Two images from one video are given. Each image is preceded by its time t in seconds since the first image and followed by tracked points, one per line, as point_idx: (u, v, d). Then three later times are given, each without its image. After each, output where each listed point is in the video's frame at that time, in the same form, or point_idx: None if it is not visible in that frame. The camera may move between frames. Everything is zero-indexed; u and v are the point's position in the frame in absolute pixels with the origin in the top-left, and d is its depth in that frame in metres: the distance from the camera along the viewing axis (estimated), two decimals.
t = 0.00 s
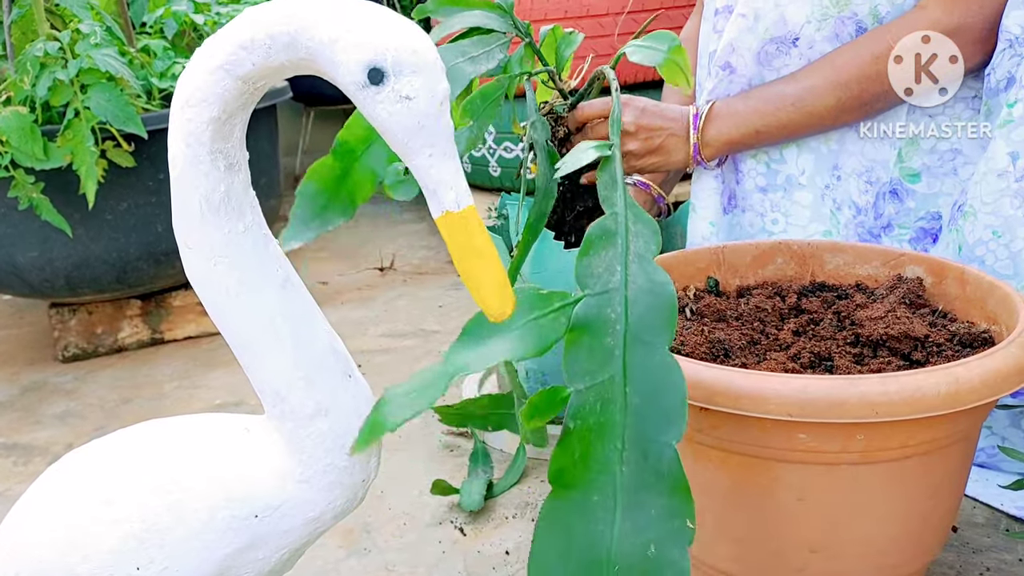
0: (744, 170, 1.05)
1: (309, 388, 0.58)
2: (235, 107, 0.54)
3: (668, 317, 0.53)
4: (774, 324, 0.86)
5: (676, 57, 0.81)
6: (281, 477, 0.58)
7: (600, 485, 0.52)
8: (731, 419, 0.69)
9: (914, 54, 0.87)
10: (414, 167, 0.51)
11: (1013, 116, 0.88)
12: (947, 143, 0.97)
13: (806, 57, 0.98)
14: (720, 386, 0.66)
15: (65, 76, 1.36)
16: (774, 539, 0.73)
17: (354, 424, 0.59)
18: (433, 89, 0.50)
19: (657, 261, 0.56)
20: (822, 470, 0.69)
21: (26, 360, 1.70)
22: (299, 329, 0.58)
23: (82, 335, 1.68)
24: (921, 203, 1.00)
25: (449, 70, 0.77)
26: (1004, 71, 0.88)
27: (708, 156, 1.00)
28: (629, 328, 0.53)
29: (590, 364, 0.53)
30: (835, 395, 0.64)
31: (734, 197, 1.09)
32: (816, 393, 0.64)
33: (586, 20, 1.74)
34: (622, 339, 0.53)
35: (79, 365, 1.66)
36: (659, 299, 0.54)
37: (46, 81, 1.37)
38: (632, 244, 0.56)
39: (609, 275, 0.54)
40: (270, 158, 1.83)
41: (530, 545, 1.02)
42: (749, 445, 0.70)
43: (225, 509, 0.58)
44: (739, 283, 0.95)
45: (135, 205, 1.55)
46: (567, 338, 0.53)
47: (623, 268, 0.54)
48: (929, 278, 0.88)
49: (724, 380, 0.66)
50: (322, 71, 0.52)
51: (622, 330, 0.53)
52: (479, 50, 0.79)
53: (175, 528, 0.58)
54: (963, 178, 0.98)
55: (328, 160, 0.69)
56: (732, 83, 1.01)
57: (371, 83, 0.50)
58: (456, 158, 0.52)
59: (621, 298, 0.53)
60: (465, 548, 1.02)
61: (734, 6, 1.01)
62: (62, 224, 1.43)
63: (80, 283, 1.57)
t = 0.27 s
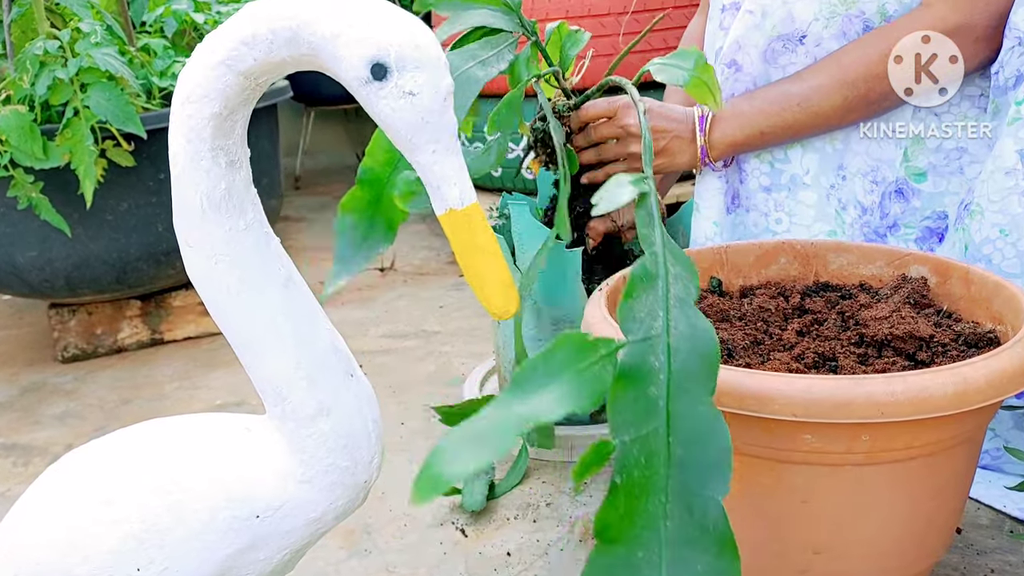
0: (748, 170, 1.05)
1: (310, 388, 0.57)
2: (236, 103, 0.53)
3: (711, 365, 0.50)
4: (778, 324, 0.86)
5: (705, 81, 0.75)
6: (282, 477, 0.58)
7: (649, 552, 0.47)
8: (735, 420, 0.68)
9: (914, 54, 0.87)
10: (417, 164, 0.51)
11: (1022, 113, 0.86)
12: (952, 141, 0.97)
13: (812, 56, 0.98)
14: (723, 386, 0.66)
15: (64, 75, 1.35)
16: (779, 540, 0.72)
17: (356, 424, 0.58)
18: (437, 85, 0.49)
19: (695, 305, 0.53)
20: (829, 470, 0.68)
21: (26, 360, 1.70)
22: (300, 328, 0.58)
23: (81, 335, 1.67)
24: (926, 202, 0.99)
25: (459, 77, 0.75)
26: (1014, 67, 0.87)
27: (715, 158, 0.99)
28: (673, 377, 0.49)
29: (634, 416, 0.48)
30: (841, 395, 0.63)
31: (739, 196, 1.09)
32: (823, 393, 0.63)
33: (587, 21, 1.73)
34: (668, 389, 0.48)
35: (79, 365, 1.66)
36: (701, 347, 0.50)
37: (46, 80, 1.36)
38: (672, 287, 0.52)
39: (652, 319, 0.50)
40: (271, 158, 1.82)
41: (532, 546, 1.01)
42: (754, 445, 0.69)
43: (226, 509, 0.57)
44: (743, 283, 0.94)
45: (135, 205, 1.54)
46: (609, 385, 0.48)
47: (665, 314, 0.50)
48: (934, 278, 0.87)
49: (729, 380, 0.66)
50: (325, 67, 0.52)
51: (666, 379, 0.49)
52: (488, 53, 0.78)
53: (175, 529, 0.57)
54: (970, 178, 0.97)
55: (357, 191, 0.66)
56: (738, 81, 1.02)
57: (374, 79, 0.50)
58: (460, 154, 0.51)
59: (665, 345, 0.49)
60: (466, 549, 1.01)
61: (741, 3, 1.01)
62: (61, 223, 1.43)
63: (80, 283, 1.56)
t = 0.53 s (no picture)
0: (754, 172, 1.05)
1: (321, 387, 0.58)
2: (247, 102, 0.53)
3: (748, 501, 0.52)
4: (784, 325, 0.86)
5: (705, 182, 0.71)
6: (293, 475, 0.58)
7: None
8: (742, 419, 0.68)
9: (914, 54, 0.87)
10: (428, 164, 0.51)
11: None
12: (956, 143, 0.97)
13: (819, 56, 0.97)
14: (730, 386, 0.66)
15: (70, 75, 1.36)
16: (785, 540, 0.73)
17: (365, 423, 0.59)
18: (448, 85, 0.50)
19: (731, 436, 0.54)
20: (835, 471, 0.68)
21: (30, 360, 1.70)
22: (310, 327, 0.58)
23: (86, 335, 1.67)
24: (931, 204, 0.99)
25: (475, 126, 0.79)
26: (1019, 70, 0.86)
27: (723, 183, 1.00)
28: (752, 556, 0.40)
29: None
30: (848, 395, 0.63)
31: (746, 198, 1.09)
32: (830, 393, 0.63)
33: (591, 21, 1.73)
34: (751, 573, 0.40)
35: (83, 365, 1.66)
36: (737, 481, 0.52)
37: (51, 80, 1.36)
38: (707, 422, 0.53)
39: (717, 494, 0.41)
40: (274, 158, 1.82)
41: (537, 546, 1.01)
42: (761, 445, 0.69)
43: (236, 508, 0.57)
44: (749, 283, 0.94)
45: (140, 205, 1.55)
46: None
47: (702, 451, 0.52)
48: (939, 278, 0.87)
49: (736, 380, 0.66)
50: (336, 66, 0.52)
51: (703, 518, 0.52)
52: (501, 100, 0.81)
53: (185, 528, 0.57)
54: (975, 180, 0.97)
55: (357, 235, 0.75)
56: (744, 83, 1.02)
57: (385, 78, 0.50)
58: (471, 154, 0.51)
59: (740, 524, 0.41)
60: (471, 549, 1.01)
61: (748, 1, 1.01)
62: (66, 223, 1.43)
63: (85, 283, 1.57)
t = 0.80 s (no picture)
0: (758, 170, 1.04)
1: (331, 389, 0.58)
2: (259, 104, 0.54)
3: None
4: (790, 327, 0.86)
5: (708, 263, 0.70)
6: (303, 477, 0.58)
7: None
8: (750, 422, 0.68)
9: (914, 53, 0.88)
10: (439, 166, 0.52)
11: None
12: (958, 148, 0.97)
13: (824, 54, 0.97)
14: (739, 388, 0.66)
15: (76, 77, 1.36)
16: (792, 543, 0.73)
17: (375, 425, 0.59)
18: (460, 87, 0.50)
19: (704, 533, 0.60)
20: (842, 474, 0.68)
21: (35, 361, 1.70)
22: (321, 329, 0.58)
23: (90, 336, 1.68)
24: (931, 207, 1.00)
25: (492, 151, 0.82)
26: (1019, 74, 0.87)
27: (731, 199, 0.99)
28: None
29: None
30: (856, 398, 0.63)
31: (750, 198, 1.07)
32: (839, 396, 0.63)
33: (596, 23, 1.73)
34: None
35: (87, 367, 1.66)
36: None
37: (57, 81, 1.37)
38: (684, 519, 0.59)
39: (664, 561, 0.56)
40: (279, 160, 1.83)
41: (543, 548, 1.01)
42: (769, 447, 0.69)
43: (246, 510, 0.57)
44: (755, 286, 0.94)
45: (145, 207, 1.55)
46: None
47: (677, 549, 0.58)
48: (947, 280, 0.87)
49: (744, 383, 0.66)
50: (348, 68, 0.52)
51: None
52: (518, 124, 0.82)
53: (194, 530, 0.57)
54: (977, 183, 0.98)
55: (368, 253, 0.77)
56: (750, 79, 1.01)
57: (398, 81, 0.50)
58: (482, 157, 0.52)
59: None
60: (477, 551, 1.01)
61: None
62: (71, 225, 1.43)
63: (90, 284, 1.57)
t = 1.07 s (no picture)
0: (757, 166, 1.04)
1: (335, 394, 0.58)
2: (264, 111, 0.54)
3: None
4: (791, 331, 0.86)
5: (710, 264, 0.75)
6: (306, 482, 0.59)
7: None
8: (753, 426, 0.68)
9: (914, 54, 0.89)
10: (443, 172, 0.52)
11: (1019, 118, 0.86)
12: (953, 149, 0.97)
13: (828, 53, 0.97)
14: (741, 393, 0.66)
15: (78, 80, 1.36)
16: (794, 548, 0.73)
17: (379, 430, 0.59)
18: (464, 94, 0.50)
19: (727, 527, 0.64)
20: (842, 477, 0.69)
21: (36, 363, 1.70)
22: (325, 334, 0.58)
23: (92, 339, 1.68)
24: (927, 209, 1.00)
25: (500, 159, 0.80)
26: (1016, 74, 0.87)
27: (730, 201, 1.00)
28: None
29: None
30: (858, 403, 0.63)
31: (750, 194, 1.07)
32: (841, 401, 0.63)
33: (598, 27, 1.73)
34: None
35: (89, 369, 1.66)
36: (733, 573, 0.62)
37: (60, 85, 1.37)
38: (708, 513, 0.63)
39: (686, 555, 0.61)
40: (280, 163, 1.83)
41: (544, 552, 1.01)
42: (771, 451, 0.69)
43: (250, 515, 0.58)
44: (756, 290, 0.94)
45: (146, 209, 1.55)
46: None
47: (702, 542, 0.63)
48: (948, 285, 0.87)
49: (747, 388, 0.66)
50: (352, 74, 0.52)
51: None
52: (525, 130, 0.81)
53: (197, 535, 0.57)
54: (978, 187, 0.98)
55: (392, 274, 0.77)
56: (754, 73, 1.01)
57: (402, 88, 0.50)
58: (485, 163, 0.52)
59: None
60: (478, 554, 1.01)
61: None
62: (73, 228, 1.43)
63: (91, 287, 1.57)
